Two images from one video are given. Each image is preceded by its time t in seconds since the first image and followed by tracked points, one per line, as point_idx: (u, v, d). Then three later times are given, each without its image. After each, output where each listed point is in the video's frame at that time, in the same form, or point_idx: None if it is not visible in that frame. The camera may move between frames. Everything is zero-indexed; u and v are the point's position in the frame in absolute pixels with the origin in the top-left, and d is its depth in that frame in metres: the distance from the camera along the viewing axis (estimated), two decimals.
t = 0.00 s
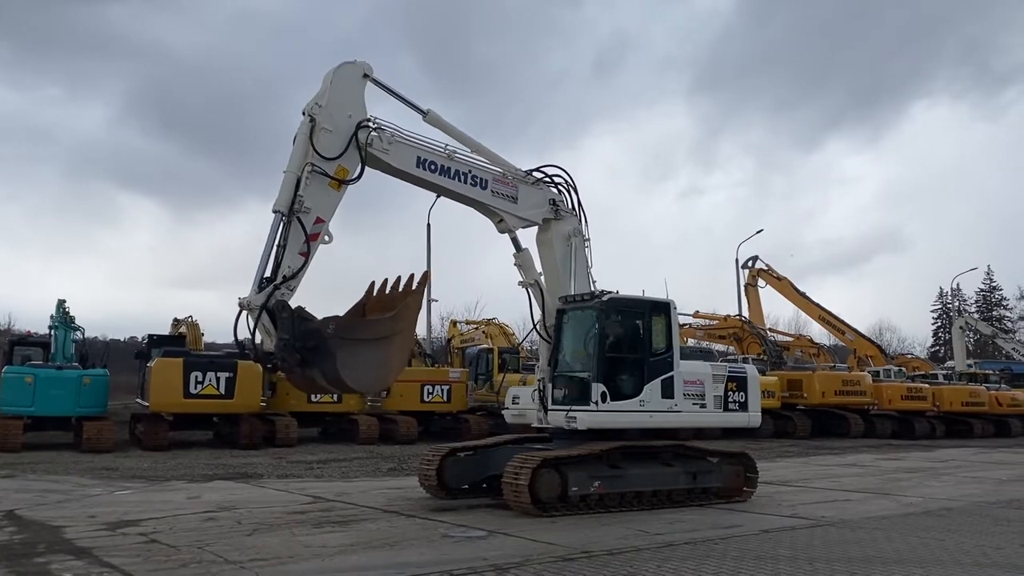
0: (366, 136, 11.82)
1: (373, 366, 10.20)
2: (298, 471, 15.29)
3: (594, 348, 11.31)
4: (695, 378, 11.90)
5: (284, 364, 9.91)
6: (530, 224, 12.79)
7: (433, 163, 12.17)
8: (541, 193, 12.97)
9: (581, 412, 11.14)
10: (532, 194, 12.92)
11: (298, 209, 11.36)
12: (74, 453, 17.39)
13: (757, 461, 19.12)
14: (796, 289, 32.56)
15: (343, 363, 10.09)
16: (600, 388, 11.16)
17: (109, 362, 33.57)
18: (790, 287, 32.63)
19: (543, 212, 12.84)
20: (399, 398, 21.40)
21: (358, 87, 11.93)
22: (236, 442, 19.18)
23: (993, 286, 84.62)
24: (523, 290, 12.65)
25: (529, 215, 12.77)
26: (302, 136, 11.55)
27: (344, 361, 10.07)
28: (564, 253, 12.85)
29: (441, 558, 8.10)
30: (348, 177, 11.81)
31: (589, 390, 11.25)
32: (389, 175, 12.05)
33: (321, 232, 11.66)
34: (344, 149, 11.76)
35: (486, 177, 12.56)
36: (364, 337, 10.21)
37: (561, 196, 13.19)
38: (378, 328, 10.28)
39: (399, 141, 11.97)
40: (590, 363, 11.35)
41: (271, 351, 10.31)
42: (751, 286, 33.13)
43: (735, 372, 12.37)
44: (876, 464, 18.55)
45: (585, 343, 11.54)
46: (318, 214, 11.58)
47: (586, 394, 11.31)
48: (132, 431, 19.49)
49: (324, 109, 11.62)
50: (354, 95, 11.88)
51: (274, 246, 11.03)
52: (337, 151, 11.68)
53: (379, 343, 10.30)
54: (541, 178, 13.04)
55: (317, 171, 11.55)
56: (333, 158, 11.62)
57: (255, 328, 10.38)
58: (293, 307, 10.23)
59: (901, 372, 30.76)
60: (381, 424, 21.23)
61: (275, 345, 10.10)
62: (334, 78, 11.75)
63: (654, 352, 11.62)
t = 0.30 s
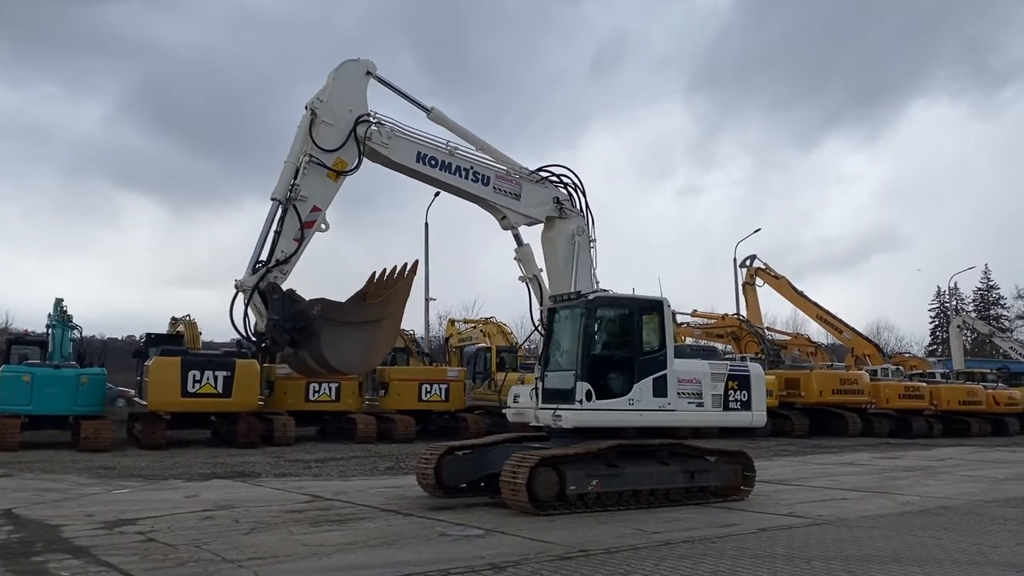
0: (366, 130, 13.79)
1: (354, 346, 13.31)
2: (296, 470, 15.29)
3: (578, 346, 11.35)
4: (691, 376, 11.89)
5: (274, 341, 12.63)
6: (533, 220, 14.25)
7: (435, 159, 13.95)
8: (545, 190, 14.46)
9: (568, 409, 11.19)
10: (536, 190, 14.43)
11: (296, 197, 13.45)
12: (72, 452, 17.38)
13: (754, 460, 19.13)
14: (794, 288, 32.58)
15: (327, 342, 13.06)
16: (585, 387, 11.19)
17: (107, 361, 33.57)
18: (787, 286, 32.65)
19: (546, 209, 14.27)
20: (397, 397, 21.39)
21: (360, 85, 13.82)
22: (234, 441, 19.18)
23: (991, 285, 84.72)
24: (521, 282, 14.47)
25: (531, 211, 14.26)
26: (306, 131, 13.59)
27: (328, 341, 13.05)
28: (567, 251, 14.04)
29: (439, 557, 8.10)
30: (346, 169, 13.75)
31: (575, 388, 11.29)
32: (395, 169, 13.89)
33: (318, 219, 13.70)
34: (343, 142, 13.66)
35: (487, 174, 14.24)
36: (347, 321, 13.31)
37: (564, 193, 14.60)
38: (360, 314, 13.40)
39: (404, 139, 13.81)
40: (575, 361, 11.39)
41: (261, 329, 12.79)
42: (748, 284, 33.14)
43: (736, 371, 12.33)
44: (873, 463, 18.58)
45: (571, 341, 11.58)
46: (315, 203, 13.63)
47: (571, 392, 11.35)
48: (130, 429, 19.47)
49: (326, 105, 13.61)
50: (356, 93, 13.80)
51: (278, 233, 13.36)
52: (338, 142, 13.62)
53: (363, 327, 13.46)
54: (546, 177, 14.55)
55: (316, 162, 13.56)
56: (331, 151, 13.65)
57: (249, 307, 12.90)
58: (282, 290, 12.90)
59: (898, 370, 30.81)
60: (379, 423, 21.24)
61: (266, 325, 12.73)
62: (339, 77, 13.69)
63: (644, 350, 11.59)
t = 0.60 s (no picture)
0: (364, 129, 15.33)
1: (344, 333, 16.25)
2: (294, 468, 15.28)
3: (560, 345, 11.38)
4: (684, 374, 11.89)
5: (265, 327, 14.88)
6: (533, 218, 15.25)
7: (435, 158, 15.12)
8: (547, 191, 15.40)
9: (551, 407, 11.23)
10: (537, 190, 15.39)
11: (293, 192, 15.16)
12: (69, 451, 17.37)
13: (751, 458, 19.17)
14: (791, 287, 32.62)
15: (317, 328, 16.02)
16: (566, 385, 11.21)
17: (104, 360, 33.54)
18: (785, 285, 32.68)
19: (548, 208, 15.23)
20: (395, 395, 21.38)
21: (359, 87, 15.40)
22: (231, 440, 19.17)
23: (988, 284, 84.82)
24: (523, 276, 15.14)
25: (532, 209, 15.27)
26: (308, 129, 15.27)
27: (319, 327, 16.05)
28: (569, 248, 14.77)
29: (436, 555, 8.10)
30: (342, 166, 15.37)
31: (556, 387, 11.32)
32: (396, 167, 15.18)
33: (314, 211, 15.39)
34: (340, 142, 15.30)
35: (487, 172, 15.34)
36: (338, 311, 16.22)
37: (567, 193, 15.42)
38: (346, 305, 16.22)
39: (404, 139, 15.15)
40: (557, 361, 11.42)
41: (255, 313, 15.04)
42: (745, 283, 33.18)
43: (735, 369, 12.30)
44: (871, 461, 18.62)
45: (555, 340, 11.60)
46: (311, 198, 15.32)
47: (554, 391, 11.38)
48: (128, 428, 19.45)
49: (326, 106, 15.23)
50: (355, 95, 15.37)
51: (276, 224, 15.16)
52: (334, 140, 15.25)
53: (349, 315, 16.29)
54: (548, 176, 15.50)
55: (314, 159, 15.28)
56: (328, 150, 15.24)
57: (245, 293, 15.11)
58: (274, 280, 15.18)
59: (895, 369, 30.87)
60: (376, 422, 21.25)
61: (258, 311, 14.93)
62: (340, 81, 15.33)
63: (631, 349, 11.58)
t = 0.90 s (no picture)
0: (360, 135, 15.65)
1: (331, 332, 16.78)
2: (290, 467, 15.26)
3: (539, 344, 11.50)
4: (675, 372, 11.85)
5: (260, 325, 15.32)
6: (530, 218, 15.31)
7: (428, 161, 15.40)
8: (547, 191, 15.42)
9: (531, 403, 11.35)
10: (537, 189, 15.46)
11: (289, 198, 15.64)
12: (64, 449, 17.35)
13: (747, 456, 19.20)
14: (786, 285, 32.66)
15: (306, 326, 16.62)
16: (544, 384, 11.32)
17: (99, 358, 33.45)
18: (781, 283, 32.72)
19: (549, 209, 15.22)
20: (391, 394, 21.36)
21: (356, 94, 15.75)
22: (227, 439, 19.15)
23: (983, 282, 85.02)
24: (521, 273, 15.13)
25: (531, 209, 15.33)
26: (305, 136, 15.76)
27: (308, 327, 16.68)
28: (568, 245, 14.81)
29: (432, 554, 8.10)
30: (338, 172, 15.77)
31: (536, 385, 11.43)
32: (392, 170, 15.52)
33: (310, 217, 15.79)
34: (335, 149, 15.71)
35: (485, 174, 15.52)
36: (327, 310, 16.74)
37: (568, 192, 15.40)
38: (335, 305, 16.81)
39: (399, 143, 15.47)
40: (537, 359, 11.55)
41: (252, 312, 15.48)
42: (741, 281, 33.21)
43: (730, 366, 12.21)
44: (866, 459, 18.65)
45: (536, 338, 11.71)
46: (307, 203, 15.74)
47: (534, 389, 11.50)
48: (123, 427, 19.42)
49: (323, 114, 15.64)
50: (352, 102, 15.74)
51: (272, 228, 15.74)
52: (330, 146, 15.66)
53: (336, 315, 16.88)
54: (547, 176, 15.53)
55: (311, 166, 15.74)
56: (323, 156, 15.70)
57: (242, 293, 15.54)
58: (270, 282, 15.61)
59: (891, 367, 30.92)
60: (373, 421, 21.24)
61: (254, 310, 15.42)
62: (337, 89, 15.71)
63: (613, 348, 11.55)
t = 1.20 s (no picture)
0: (354, 146, 15.95)
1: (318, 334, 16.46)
2: (285, 465, 15.25)
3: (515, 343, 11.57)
4: (659, 370, 11.68)
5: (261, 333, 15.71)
6: (525, 218, 15.54)
7: (421, 167, 15.80)
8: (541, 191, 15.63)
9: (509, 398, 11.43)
10: (531, 189, 15.67)
11: (287, 209, 15.84)
12: (57, 448, 17.31)
13: (741, 454, 19.25)
14: (781, 283, 32.72)
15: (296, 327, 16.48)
16: (518, 382, 11.40)
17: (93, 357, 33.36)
18: (775, 281, 32.78)
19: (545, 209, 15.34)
20: (386, 392, 21.37)
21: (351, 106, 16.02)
22: (221, 437, 19.12)
23: (976, 280, 85.34)
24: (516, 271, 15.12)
25: (525, 210, 15.62)
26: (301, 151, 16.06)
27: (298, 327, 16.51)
28: (564, 243, 14.78)
29: (427, 552, 8.11)
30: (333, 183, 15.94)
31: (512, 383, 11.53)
32: (386, 178, 15.98)
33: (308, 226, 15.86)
34: (331, 160, 15.97)
35: (479, 177, 15.80)
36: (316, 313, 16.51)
37: (563, 191, 15.51)
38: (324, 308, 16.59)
39: (392, 151, 15.88)
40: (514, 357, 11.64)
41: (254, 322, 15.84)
42: (736, 280, 33.26)
43: (720, 364, 11.98)
44: (860, 457, 18.72)
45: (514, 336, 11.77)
46: (304, 214, 15.92)
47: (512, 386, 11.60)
48: (117, 426, 19.39)
49: (319, 128, 15.96)
50: (347, 114, 16.04)
51: (270, 238, 15.90)
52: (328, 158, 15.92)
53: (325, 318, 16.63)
54: (542, 176, 15.64)
55: (307, 178, 15.94)
56: (320, 168, 15.91)
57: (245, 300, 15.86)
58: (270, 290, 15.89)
59: (885, 365, 31.01)
60: (367, 419, 21.23)
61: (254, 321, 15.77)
62: (333, 103, 16.08)
63: (592, 345, 11.44)
